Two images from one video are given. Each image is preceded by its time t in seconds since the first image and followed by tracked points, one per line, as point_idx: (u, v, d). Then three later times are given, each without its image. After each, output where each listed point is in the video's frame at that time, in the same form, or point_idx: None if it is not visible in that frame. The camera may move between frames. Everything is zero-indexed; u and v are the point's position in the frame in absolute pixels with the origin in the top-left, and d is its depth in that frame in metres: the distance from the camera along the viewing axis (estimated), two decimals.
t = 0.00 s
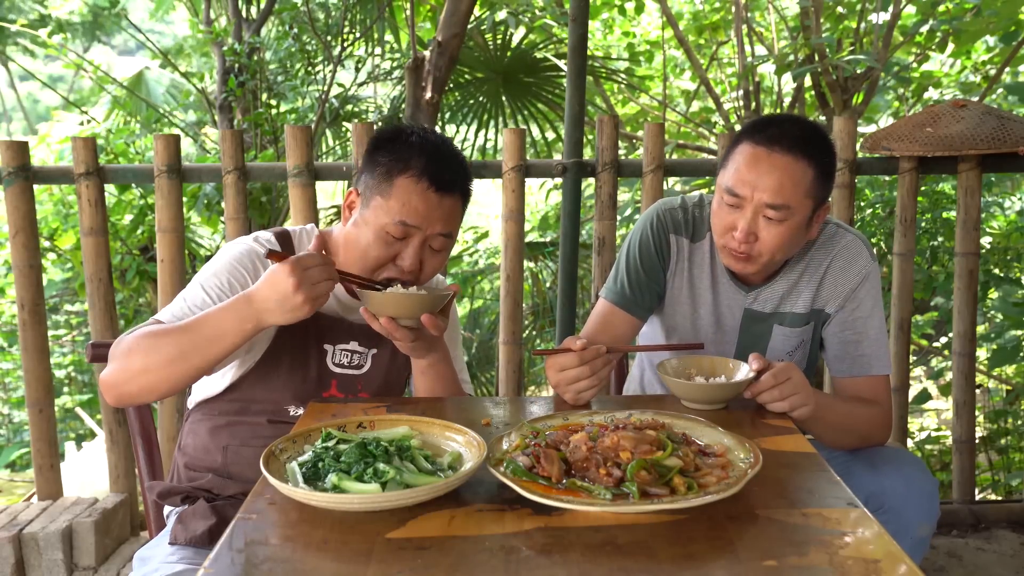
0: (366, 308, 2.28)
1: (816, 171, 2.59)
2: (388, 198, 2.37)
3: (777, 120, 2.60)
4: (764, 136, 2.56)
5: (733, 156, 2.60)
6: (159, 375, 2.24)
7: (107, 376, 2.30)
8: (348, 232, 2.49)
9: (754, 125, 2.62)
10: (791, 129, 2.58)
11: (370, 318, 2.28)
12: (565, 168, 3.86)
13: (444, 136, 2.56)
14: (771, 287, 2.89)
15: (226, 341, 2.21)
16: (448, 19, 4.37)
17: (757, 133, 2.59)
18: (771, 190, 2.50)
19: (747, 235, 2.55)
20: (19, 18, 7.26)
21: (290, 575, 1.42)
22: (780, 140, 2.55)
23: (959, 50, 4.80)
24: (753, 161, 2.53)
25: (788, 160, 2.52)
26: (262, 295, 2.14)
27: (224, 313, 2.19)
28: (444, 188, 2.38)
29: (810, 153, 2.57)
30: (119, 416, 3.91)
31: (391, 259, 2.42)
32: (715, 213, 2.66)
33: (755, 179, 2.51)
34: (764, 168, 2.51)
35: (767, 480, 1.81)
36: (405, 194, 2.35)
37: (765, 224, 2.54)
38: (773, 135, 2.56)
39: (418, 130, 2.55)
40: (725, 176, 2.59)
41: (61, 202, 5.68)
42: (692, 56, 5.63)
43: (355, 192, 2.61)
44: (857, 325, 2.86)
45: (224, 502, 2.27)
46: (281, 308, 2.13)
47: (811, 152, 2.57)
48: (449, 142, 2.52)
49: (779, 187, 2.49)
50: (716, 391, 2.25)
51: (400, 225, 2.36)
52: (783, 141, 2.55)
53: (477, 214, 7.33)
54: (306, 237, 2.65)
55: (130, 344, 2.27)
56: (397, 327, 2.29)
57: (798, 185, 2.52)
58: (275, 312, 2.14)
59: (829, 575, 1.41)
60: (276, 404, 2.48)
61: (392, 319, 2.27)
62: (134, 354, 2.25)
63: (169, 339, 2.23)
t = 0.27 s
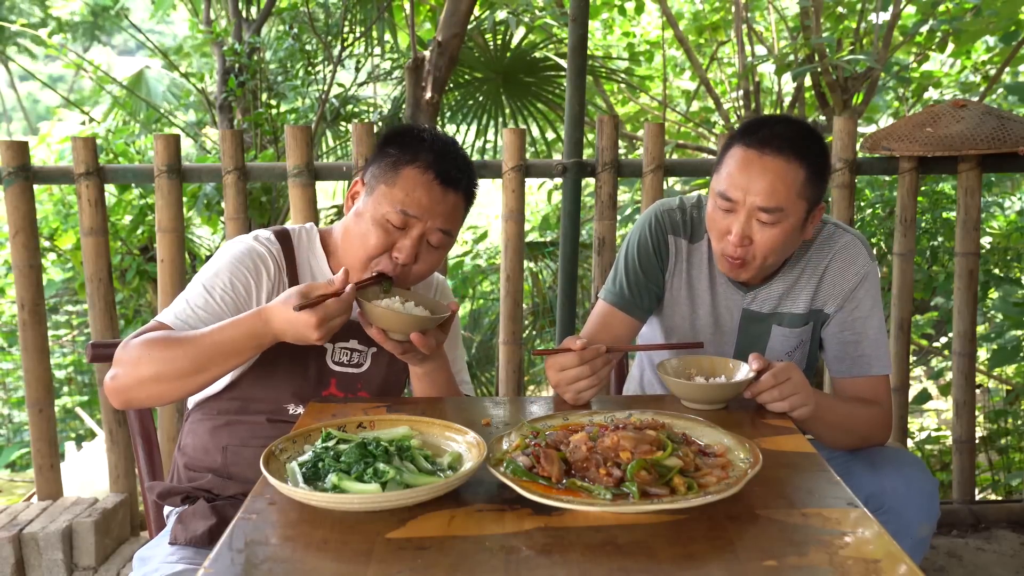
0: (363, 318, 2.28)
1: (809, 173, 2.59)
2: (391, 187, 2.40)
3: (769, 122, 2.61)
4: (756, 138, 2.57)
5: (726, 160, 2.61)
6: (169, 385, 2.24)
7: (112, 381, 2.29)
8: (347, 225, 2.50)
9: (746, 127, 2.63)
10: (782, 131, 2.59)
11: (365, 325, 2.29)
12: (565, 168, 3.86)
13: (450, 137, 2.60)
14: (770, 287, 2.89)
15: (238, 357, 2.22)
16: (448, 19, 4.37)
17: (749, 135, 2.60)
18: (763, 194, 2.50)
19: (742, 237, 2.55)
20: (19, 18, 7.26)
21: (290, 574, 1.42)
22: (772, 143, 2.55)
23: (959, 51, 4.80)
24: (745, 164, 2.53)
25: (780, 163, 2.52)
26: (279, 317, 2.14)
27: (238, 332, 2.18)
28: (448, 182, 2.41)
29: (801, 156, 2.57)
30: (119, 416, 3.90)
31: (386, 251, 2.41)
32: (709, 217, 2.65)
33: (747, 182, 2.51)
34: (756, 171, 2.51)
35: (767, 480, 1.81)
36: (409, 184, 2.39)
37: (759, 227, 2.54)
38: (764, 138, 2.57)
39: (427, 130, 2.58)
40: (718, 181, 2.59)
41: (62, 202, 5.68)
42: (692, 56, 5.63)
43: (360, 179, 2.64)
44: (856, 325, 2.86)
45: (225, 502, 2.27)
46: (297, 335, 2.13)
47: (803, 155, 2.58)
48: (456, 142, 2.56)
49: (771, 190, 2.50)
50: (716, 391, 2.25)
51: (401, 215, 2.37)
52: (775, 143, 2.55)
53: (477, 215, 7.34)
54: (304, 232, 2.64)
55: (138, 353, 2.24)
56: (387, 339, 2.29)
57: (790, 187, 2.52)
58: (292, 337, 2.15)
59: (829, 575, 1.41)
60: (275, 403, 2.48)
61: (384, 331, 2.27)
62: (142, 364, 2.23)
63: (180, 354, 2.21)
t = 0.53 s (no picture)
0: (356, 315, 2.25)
1: (804, 172, 2.59)
2: (389, 182, 2.41)
3: (763, 123, 2.62)
4: (749, 140, 2.58)
5: (721, 162, 2.61)
6: (163, 384, 2.26)
7: (111, 379, 2.32)
8: (348, 221, 2.51)
9: (740, 129, 2.63)
10: (776, 132, 2.59)
11: (358, 325, 2.25)
12: (565, 168, 3.86)
13: (449, 133, 2.60)
14: (769, 287, 2.89)
15: (227, 356, 2.21)
16: (449, 19, 4.37)
17: (743, 137, 2.60)
18: (759, 196, 2.50)
19: (740, 239, 2.54)
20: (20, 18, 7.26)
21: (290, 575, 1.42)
22: (766, 144, 2.55)
23: (960, 51, 4.80)
24: (740, 167, 2.53)
25: (775, 164, 2.52)
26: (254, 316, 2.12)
27: (224, 331, 2.18)
28: (447, 177, 2.41)
29: (796, 156, 2.57)
30: (119, 416, 3.90)
31: (386, 245, 2.42)
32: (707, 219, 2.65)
33: (743, 184, 2.51)
34: (752, 173, 2.51)
35: (768, 480, 1.81)
36: (407, 177, 2.39)
37: (756, 229, 2.54)
38: (758, 140, 2.57)
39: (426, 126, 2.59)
40: (714, 184, 2.59)
41: (62, 202, 5.68)
42: (692, 56, 5.62)
43: (359, 176, 2.67)
44: (856, 325, 2.85)
45: (225, 502, 2.27)
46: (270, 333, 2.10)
47: (798, 155, 2.58)
48: (454, 137, 2.57)
49: (767, 192, 2.50)
50: (716, 391, 2.25)
51: (400, 209, 2.38)
52: (769, 144, 2.55)
53: (477, 215, 7.34)
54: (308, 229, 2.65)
55: (132, 351, 2.28)
56: (380, 338, 2.25)
57: (786, 188, 2.52)
58: (267, 336, 2.12)
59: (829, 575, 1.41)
60: (276, 402, 2.48)
61: (376, 330, 2.23)
62: (136, 362, 2.26)
63: (169, 354, 2.23)
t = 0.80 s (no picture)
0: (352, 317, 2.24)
1: (803, 169, 2.59)
2: (383, 180, 2.40)
3: (759, 122, 2.62)
4: (747, 139, 2.58)
5: (718, 162, 2.61)
6: (159, 384, 2.26)
7: (109, 381, 2.33)
8: (344, 221, 2.51)
9: (737, 129, 2.63)
10: (773, 130, 2.59)
11: (356, 327, 2.24)
12: (564, 168, 3.86)
13: (442, 127, 2.58)
14: (768, 287, 2.89)
15: (222, 353, 2.21)
16: (449, 19, 4.37)
17: (741, 137, 2.60)
18: (760, 194, 2.49)
19: (742, 238, 2.55)
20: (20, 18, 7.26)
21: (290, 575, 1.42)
22: (764, 143, 2.55)
23: (959, 51, 4.80)
24: (740, 166, 2.53)
25: (775, 162, 2.52)
26: (246, 315, 2.12)
27: (216, 329, 2.18)
28: (440, 172, 2.40)
29: (795, 153, 2.57)
30: (119, 416, 3.90)
31: (383, 245, 2.43)
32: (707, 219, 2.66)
33: (744, 183, 2.51)
34: (751, 172, 2.51)
35: (767, 481, 1.81)
36: (400, 175, 2.38)
37: (759, 227, 2.54)
38: (756, 139, 2.57)
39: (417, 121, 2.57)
40: (713, 183, 2.59)
41: (62, 202, 5.68)
42: (692, 56, 5.62)
43: (353, 176, 2.70)
44: (856, 325, 2.86)
45: (225, 502, 2.27)
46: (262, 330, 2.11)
47: (796, 152, 2.58)
48: (447, 131, 2.55)
49: (768, 189, 2.49)
50: (716, 391, 2.25)
51: (394, 208, 2.38)
52: (767, 143, 2.55)
53: (477, 214, 7.34)
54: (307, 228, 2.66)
55: (129, 352, 2.28)
56: (379, 337, 2.24)
57: (787, 185, 2.52)
58: (261, 334, 2.13)
59: None
60: (276, 401, 2.48)
61: (374, 330, 2.22)
62: (133, 363, 2.26)
63: (162, 356, 2.23)
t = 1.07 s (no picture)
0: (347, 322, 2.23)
1: (803, 167, 2.59)
2: (373, 178, 2.41)
3: (757, 121, 2.62)
4: (746, 138, 2.58)
5: (718, 161, 2.61)
6: (162, 383, 2.26)
7: (113, 384, 2.33)
8: (337, 221, 2.51)
9: (735, 128, 2.64)
10: (772, 129, 2.59)
11: (351, 331, 2.23)
12: (564, 168, 3.86)
13: (431, 124, 2.60)
14: (768, 287, 2.89)
15: (224, 348, 2.21)
16: (449, 19, 4.37)
17: (741, 135, 2.60)
18: (760, 192, 2.50)
19: (743, 237, 2.55)
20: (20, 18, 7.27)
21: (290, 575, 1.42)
22: (764, 141, 2.56)
23: (960, 51, 4.80)
24: (739, 164, 2.53)
25: (775, 160, 2.52)
26: (252, 302, 2.12)
27: (219, 322, 2.19)
28: (430, 167, 2.42)
29: (795, 151, 2.57)
30: (119, 416, 3.90)
31: (376, 243, 2.42)
32: (706, 220, 2.66)
33: (743, 181, 2.51)
34: (752, 170, 2.51)
35: (768, 480, 1.81)
36: (390, 172, 2.40)
37: (759, 225, 2.54)
38: (756, 137, 2.57)
39: (405, 119, 2.59)
40: (712, 183, 2.59)
41: (62, 202, 5.68)
42: (692, 56, 5.62)
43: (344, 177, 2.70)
44: (855, 325, 2.85)
45: (225, 502, 2.27)
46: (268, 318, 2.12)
47: (795, 150, 2.58)
48: (436, 127, 2.57)
49: (768, 187, 2.50)
50: (716, 391, 2.25)
51: (385, 206, 2.38)
52: (767, 141, 2.55)
53: (477, 214, 7.34)
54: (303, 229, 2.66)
55: (132, 352, 2.29)
56: (374, 340, 2.23)
57: (786, 183, 2.52)
58: (266, 321, 2.13)
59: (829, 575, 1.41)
60: (276, 401, 2.48)
61: (369, 332, 2.21)
62: (136, 363, 2.27)
63: (165, 353, 2.23)
